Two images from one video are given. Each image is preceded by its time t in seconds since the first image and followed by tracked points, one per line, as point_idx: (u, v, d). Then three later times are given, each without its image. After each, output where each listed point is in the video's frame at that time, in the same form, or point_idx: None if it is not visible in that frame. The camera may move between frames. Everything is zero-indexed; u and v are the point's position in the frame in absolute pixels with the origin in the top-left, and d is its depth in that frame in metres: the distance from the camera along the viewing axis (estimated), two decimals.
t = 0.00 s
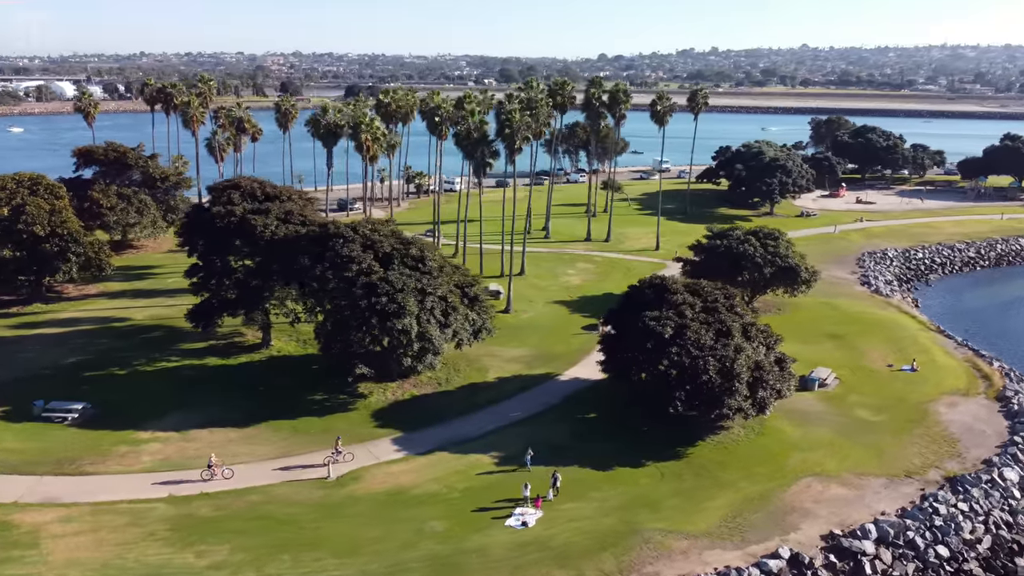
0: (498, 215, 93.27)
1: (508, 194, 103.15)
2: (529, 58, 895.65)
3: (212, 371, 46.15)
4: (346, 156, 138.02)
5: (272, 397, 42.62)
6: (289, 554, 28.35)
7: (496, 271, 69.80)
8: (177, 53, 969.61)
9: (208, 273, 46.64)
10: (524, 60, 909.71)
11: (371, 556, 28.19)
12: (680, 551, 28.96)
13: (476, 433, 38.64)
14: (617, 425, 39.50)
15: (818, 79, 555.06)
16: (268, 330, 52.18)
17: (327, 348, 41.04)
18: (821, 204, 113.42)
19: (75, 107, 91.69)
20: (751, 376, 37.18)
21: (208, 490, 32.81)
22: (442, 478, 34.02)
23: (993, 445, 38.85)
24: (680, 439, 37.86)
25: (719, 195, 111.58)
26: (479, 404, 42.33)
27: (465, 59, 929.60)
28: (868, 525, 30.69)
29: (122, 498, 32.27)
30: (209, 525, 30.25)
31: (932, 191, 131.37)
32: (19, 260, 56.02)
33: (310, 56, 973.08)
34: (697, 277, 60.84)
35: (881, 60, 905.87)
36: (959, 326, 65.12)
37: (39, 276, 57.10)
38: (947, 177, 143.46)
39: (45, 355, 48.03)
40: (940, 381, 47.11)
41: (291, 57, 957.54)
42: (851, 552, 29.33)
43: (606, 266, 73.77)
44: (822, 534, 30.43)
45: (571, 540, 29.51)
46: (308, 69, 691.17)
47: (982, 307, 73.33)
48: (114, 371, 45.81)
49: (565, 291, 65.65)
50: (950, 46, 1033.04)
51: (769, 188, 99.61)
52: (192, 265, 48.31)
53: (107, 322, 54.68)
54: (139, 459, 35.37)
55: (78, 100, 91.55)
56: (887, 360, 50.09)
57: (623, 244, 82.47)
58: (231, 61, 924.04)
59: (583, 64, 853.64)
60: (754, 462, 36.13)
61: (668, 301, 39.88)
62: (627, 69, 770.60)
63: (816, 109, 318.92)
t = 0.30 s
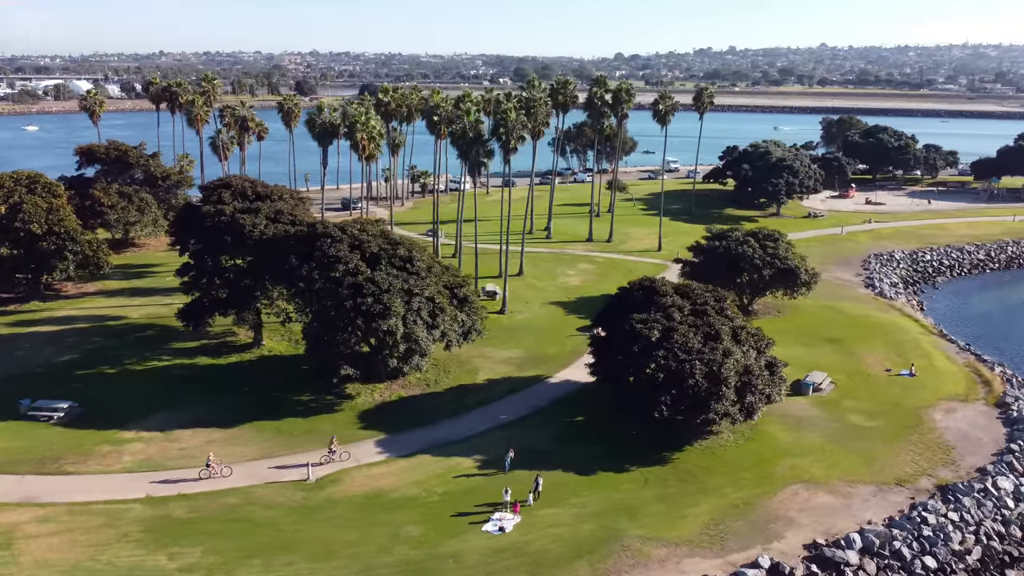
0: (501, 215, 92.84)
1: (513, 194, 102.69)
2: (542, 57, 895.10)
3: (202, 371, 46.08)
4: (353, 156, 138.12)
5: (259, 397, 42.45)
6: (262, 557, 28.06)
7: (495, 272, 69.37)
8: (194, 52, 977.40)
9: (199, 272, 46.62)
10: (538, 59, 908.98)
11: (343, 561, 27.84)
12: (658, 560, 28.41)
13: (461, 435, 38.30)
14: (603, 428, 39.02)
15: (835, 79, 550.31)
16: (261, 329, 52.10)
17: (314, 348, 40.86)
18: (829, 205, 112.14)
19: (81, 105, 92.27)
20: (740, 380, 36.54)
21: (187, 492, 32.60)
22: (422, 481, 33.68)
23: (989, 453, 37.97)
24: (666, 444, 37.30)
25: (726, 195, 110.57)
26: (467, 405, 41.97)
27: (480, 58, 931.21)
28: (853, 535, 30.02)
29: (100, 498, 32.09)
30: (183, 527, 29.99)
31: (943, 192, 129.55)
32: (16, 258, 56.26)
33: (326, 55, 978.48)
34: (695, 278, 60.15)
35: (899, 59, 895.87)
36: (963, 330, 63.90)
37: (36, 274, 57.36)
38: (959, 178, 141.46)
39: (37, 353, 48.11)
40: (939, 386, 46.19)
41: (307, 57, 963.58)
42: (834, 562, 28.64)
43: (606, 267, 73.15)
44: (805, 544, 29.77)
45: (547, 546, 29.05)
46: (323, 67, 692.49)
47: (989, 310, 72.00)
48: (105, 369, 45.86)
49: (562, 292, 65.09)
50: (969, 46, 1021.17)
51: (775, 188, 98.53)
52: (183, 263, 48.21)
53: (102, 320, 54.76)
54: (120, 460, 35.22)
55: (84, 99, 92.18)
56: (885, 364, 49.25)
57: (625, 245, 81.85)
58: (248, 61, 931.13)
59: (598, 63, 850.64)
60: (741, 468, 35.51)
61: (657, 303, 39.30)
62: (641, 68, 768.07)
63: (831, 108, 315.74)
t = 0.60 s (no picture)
0: (504, 215, 92.39)
1: (517, 194, 102.20)
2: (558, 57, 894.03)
3: (189, 371, 45.95)
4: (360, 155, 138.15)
5: (244, 398, 42.23)
6: (229, 561, 27.71)
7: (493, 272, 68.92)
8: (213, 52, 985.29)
9: (187, 272, 46.51)
10: (554, 58, 907.81)
11: (310, 565, 27.44)
12: (631, 570, 27.79)
13: (442, 439, 37.86)
14: (587, 433, 38.39)
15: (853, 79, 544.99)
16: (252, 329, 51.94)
17: (298, 349, 40.53)
18: (839, 206, 110.66)
19: (87, 105, 92.89)
20: (725, 386, 35.78)
21: (161, 494, 32.35)
22: (399, 485, 33.26)
23: (984, 463, 36.94)
24: (649, 450, 36.63)
25: (733, 195, 109.42)
26: (451, 408, 41.54)
27: (496, 58, 931.67)
28: (834, 546, 29.22)
29: (74, 498, 31.91)
30: (154, 529, 29.71)
31: (957, 193, 127.45)
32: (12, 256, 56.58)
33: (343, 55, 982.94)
34: (692, 280, 59.37)
35: (920, 59, 885.50)
36: (969, 335, 62.49)
37: (33, 272, 57.66)
38: (974, 180, 139.17)
39: (28, 351, 48.23)
40: (937, 393, 45.12)
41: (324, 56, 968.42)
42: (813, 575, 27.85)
43: (606, 268, 72.46)
44: (784, 555, 29.02)
45: (519, 553, 28.49)
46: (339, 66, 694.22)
47: (997, 314, 70.51)
48: (93, 368, 45.88)
49: (560, 293, 64.48)
50: (992, 45, 1007.30)
51: (782, 189, 97.31)
52: (173, 263, 48.13)
53: (96, 319, 54.85)
54: (99, 460, 35.06)
55: (90, 98, 92.76)
56: (883, 370, 48.21)
57: (627, 246, 81.09)
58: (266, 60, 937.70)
59: (615, 62, 847.32)
60: (725, 475, 34.80)
61: (643, 306, 38.65)
62: (658, 66, 762.83)
63: (847, 108, 312.43)
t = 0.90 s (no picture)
0: (507, 215, 91.90)
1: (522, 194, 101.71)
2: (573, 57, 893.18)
3: (179, 370, 45.91)
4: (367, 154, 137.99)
5: (231, 398, 42.10)
6: (200, 564, 27.45)
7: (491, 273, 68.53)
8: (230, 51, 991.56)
9: (178, 271, 46.49)
10: (569, 58, 906.32)
11: (280, 569, 27.14)
12: None
13: (426, 442, 37.54)
14: (573, 437, 37.94)
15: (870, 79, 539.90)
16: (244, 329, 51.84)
17: (284, 349, 40.35)
18: (848, 207, 109.29)
19: (93, 104, 93.38)
20: (712, 391, 35.21)
21: (140, 495, 32.19)
22: (378, 489, 32.93)
23: (978, 472, 36.05)
24: (635, 456, 36.12)
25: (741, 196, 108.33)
26: (438, 411, 41.20)
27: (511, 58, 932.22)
28: (817, 557, 28.56)
29: (53, 498, 31.81)
30: (129, 531, 29.51)
31: (970, 194, 125.52)
32: (10, 255, 56.91)
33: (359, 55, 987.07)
34: (690, 282, 58.71)
35: (940, 58, 874.94)
36: (974, 339, 61.32)
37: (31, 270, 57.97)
38: (989, 181, 137.04)
39: (21, 349, 48.37)
40: (935, 399, 44.20)
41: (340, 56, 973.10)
42: None
43: (607, 269, 71.84)
44: (765, 565, 28.38)
45: (493, 559, 28.03)
46: (355, 66, 695.67)
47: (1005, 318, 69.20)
48: (84, 367, 45.94)
49: (557, 294, 63.91)
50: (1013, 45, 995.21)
51: (788, 190, 96.22)
52: (165, 263, 48.12)
53: (91, 317, 54.98)
54: (80, 460, 34.97)
55: (96, 97, 93.18)
56: (881, 375, 47.33)
57: (630, 247, 80.42)
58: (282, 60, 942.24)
59: (631, 62, 844.80)
60: (710, 481, 34.21)
61: (631, 309, 38.12)
62: (674, 66, 760.28)
63: (863, 108, 309.35)
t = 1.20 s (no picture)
0: (512, 215, 91.47)
1: (527, 194, 101.24)
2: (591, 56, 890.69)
3: (167, 370, 45.88)
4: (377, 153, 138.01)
5: (216, 399, 42.00)
6: (167, 566, 27.19)
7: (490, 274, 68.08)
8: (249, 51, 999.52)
9: (168, 271, 46.44)
10: (587, 58, 904.66)
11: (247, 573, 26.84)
12: None
13: (407, 446, 37.16)
14: (557, 442, 37.38)
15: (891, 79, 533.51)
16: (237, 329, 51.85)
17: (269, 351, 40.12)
18: (859, 209, 107.72)
19: (100, 103, 93.97)
20: (696, 398, 34.53)
21: (116, 496, 32.07)
22: (354, 493, 32.61)
23: (971, 482, 35.11)
24: (618, 462, 35.52)
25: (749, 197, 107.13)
26: (422, 413, 40.81)
27: (528, 57, 931.42)
28: (795, 569, 27.83)
29: (29, 497, 31.76)
30: (100, 532, 29.38)
31: (986, 196, 123.31)
32: (9, 254, 57.30)
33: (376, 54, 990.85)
34: (689, 284, 57.96)
35: (963, 58, 862.98)
36: (979, 345, 60.03)
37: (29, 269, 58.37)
38: (1006, 183, 134.58)
39: (14, 347, 48.58)
40: (932, 406, 43.16)
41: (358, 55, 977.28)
42: None
43: (607, 270, 71.21)
44: None
45: (463, 566, 27.55)
46: (373, 67, 695.16)
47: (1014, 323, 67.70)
48: (74, 366, 46.05)
49: (555, 296, 63.31)
50: None
51: (796, 191, 94.95)
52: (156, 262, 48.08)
53: (87, 316, 55.18)
54: (61, 459, 34.91)
55: (103, 95, 93.74)
56: (878, 381, 46.37)
57: (632, 248, 79.70)
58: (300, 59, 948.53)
59: (649, 61, 841.08)
60: (693, 489, 33.56)
61: (616, 312, 37.51)
62: (692, 66, 755.32)
63: (882, 109, 305.68)
